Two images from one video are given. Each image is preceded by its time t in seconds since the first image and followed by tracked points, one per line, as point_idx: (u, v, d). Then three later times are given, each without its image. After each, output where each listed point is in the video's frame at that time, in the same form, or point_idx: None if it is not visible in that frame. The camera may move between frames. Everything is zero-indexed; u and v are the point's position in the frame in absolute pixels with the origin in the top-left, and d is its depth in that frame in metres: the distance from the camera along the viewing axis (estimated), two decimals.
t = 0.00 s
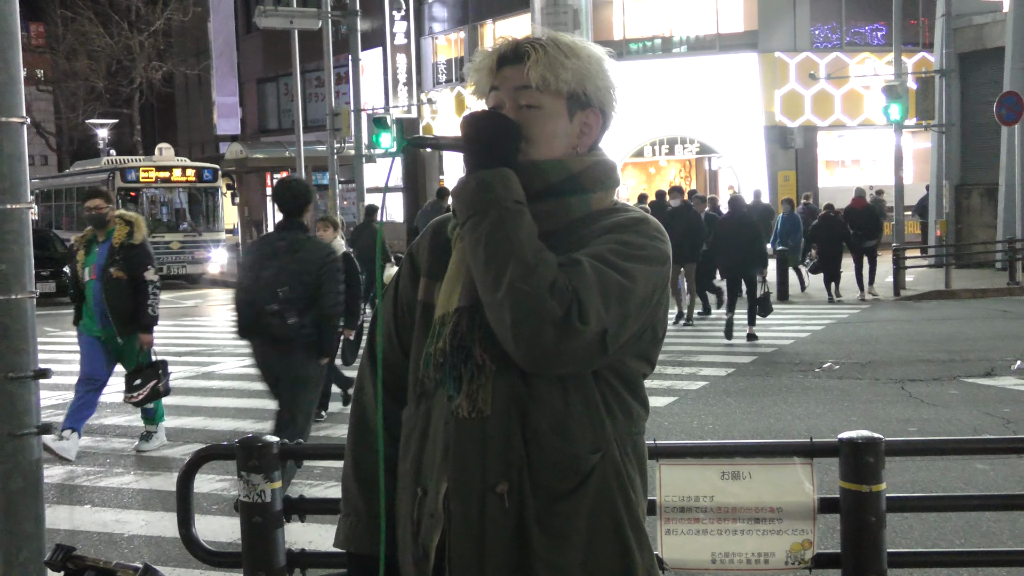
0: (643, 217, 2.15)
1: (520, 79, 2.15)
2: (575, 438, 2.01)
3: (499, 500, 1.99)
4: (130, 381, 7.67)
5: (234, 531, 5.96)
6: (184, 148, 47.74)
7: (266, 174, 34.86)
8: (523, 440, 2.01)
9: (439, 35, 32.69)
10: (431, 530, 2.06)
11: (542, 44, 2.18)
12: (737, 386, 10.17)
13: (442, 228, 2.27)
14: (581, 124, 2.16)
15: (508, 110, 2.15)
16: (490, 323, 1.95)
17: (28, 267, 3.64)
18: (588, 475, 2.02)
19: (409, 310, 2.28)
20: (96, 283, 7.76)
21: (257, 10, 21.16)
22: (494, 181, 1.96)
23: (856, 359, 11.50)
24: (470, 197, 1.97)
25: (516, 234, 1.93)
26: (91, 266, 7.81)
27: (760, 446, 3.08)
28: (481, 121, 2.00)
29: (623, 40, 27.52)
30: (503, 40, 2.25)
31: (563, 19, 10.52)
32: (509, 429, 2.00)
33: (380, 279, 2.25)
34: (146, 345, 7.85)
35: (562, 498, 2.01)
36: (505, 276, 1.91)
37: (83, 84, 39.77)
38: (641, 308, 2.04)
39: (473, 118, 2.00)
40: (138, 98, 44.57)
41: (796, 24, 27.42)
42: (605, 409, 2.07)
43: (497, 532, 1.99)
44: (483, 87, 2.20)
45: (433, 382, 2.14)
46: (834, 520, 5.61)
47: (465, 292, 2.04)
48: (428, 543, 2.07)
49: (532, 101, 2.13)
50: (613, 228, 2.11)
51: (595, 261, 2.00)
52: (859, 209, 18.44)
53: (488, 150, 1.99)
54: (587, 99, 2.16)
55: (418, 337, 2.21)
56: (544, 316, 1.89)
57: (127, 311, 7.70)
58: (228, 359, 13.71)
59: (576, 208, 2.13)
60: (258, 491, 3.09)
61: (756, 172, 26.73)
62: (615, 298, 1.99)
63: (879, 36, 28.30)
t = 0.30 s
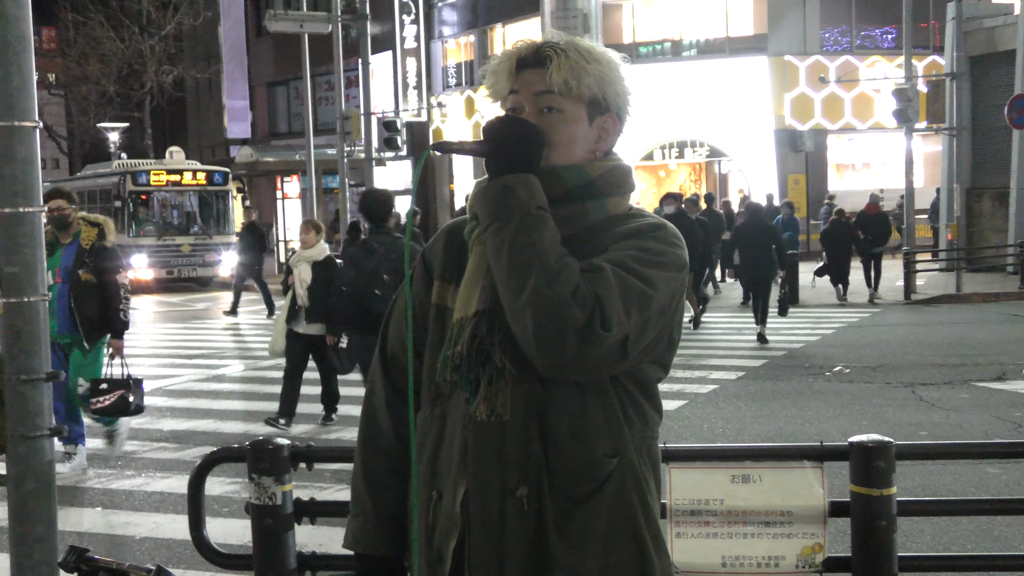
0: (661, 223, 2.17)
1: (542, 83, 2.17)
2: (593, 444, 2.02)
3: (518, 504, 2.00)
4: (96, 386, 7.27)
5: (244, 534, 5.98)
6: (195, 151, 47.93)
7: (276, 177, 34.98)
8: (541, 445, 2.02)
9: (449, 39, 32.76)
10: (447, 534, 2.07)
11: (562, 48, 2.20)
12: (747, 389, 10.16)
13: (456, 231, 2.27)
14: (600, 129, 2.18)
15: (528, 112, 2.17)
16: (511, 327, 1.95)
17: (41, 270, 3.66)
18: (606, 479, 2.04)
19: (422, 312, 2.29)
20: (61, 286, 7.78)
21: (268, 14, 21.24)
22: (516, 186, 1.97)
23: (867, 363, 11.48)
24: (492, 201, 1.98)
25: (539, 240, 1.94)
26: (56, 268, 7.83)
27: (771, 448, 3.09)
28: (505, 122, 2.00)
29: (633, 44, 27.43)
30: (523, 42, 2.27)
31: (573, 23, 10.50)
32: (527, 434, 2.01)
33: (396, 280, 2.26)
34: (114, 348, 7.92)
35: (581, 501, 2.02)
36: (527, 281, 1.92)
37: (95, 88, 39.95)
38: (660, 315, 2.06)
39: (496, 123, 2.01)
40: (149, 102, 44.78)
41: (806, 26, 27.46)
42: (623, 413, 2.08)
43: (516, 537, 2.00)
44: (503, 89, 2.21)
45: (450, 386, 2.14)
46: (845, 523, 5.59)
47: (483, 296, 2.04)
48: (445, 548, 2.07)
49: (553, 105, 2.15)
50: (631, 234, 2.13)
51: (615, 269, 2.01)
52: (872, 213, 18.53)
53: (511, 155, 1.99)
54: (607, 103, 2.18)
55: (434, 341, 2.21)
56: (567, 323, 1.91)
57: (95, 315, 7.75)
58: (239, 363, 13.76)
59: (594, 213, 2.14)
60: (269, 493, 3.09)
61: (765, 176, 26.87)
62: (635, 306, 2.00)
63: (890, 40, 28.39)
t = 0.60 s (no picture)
0: (665, 226, 2.18)
1: (551, 83, 2.17)
2: (600, 443, 2.03)
3: (526, 506, 2.00)
4: (56, 397, 7.08)
5: (246, 536, 5.99)
6: (197, 153, 47.95)
7: (278, 179, 35.01)
8: (548, 446, 2.03)
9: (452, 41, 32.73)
10: (453, 535, 2.07)
11: (572, 49, 2.21)
12: (749, 392, 10.15)
13: (459, 234, 2.28)
14: (607, 130, 2.20)
15: (537, 112, 2.18)
16: (521, 327, 1.96)
17: (42, 272, 3.66)
18: (613, 480, 2.05)
19: (424, 315, 2.28)
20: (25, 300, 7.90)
21: (270, 17, 21.25)
22: (526, 188, 1.98)
23: (868, 365, 11.46)
24: (503, 203, 1.99)
25: (551, 243, 1.95)
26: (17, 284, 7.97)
27: (770, 451, 3.09)
28: (516, 123, 2.00)
29: (635, 46, 27.86)
30: (532, 43, 2.28)
31: (575, 26, 10.46)
32: (534, 436, 2.02)
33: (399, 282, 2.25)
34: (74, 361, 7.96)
35: (589, 501, 2.03)
36: (537, 285, 1.92)
37: (97, 90, 39.97)
38: (667, 317, 2.07)
39: (508, 122, 2.01)
40: (151, 104, 44.80)
41: (808, 29, 27.33)
42: (628, 414, 2.09)
43: (523, 539, 2.00)
44: (511, 89, 2.22)
45: (455, 388, 2.14)
46: (846, 526, 5.59)
47: (489, 296, 2.04)
48: (451, 550, 2.07)
49: (563, 105, 2.16)
50: (637, 235, 2.14)
51: (624, 271, 2.03)
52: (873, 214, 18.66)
53: (522, 156, 2.00)
54: (615, 106, 2.20)
55: (437, 343, 2.21)
56: (577, 325, 1.92)
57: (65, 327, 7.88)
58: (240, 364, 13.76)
59: (599, 217, 2.16)
60: (270, 495, 3.09)
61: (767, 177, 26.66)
62: (643, 307, 2.02)
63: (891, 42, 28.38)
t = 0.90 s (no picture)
0: (668, 230, 2.19)
1: (556, 88, 2.17)
2: (604, 447, 2.04)
3: (531, 510, 2.00)
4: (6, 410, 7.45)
5: (245, 538, 5.99)
6: (195, 155, 47.94)
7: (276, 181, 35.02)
8: (553, 450, 2.03)
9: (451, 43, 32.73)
10: (457, 539, 2.06)
11: (577, 51, 2.21)
12: (748, 393, 10.15)
13: (459, 234, 2.27)
14: (609, 134, 2.21)
15: (543, 115, 2.17)
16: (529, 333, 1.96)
17: (40, 275, 3.66)
18: (617, 483, 2.06)
19: (426, 317, 2.28)
20: None
21: (269, 18, 21.25)
22: (535, 193, 1.97)
23: (867, 367, 11.47)
24: (513, 207, 1.97)
25: (560, 249, 1.95)
26: None
27: (769, 453, 3.09)
28: (524, 128, 2.00)
29: (635, 47, 28.06)
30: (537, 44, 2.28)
31: (573, 27, 10.51)
32: (539, 441, 2.02)
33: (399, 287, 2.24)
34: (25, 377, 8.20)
35: (594, 505, 2.04)
36: (547, 290, 1.92)
37: (95, 92, 39.95)
38: (671, 321, 2.09)
39: (516, 126, 2.01)
40: (150, 105, 44.78)
41: (806, 31, 27.38)
42: (632, 417, 2.10)
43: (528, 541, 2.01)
44: (515, 91, 2.21)
45: (457, 391, 2.14)
46: (845, 527, 5.60)
47: (494, 300, 2.03)
48: (454, 555, 2.06)
49: (568, 108, 2.16)
50: (641, 240, 2.15)
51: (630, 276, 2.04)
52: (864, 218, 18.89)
53: (533, 158, 1.99)
54: (619, 110, 2.21)
55: (439, 347, 2.22)
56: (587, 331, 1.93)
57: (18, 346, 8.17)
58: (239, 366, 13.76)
59: (603, 221, 2.16)
60: (269, 497, 3.09)
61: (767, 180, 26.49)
62: (648, 313, 2.03)
63: (890, 44, 28.30)
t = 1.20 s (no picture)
0: (668, 231, 2.20)
1: (561, 91, 2.17)
2: (609, 449, 2.04)
3: (537, 514, 2.01)
4: None
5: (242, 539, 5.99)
6: (193, 156, 47.95)
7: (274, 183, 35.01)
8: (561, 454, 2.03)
9: (447, 45, 32.73)
10: (460, 543, 2.06)
11: (580, 52, 2.21)
12: (745, 395, 10.14)
13: (455, 236, 2.27)
14: (610, 135, 2.23)
15: (548, 117, 2.18)
16: (537, 338, 1.97)
17: (38, 275, 3.66)
18: (624, 486, 2.06)
19: (424, 320, 2.28)
20: None
21: (266, 19, 21.24)
22: (548, 199, 1.98)
23: (863, 368, 11.48)
24: (526, 213, 1.99)
25: (572, 255, 1.96)
26: None
27: (767, 454, 3.10)
28: (536, 131, 2.00)
29: (631, 48, 27.92)
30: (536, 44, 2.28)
31: (570, 27, 10.55)
32: (548, 445, 2.02)
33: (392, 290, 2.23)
34: None
35: (600, 509, 2.04)
36: (558, 297, 1.93)
37: (93, 93, 39.92)
38: (675, 327, 2.12)
39: (526, 131, 2.01)
40: (148, 106, 44.76)
41: (804, 35, 27.43)
42: (638, 421, 2.11)
43: (537, 543, 2.01)
44: (518, 91, 2.19)
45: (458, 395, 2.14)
46: (841, 527, 5.61)
47: (497, 305, 2.05)
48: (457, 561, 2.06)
49: (573, 111, 2.17)
50: (643, 243, 2.16)
51: (638, 281, 2.06)
52: (852, 216, 19.26)
53: (542, 167, 2.00)
54: (620, 111, 2.22)
55: (438, 350, 2.22)
56: (597, 336, 1.94)
57: None
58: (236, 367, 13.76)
59: (602, 223, 2.18)
60: (266, 498, 3.09)
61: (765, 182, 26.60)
62: (656, 318, 2.06)
63: (887, 46, 28.21)
